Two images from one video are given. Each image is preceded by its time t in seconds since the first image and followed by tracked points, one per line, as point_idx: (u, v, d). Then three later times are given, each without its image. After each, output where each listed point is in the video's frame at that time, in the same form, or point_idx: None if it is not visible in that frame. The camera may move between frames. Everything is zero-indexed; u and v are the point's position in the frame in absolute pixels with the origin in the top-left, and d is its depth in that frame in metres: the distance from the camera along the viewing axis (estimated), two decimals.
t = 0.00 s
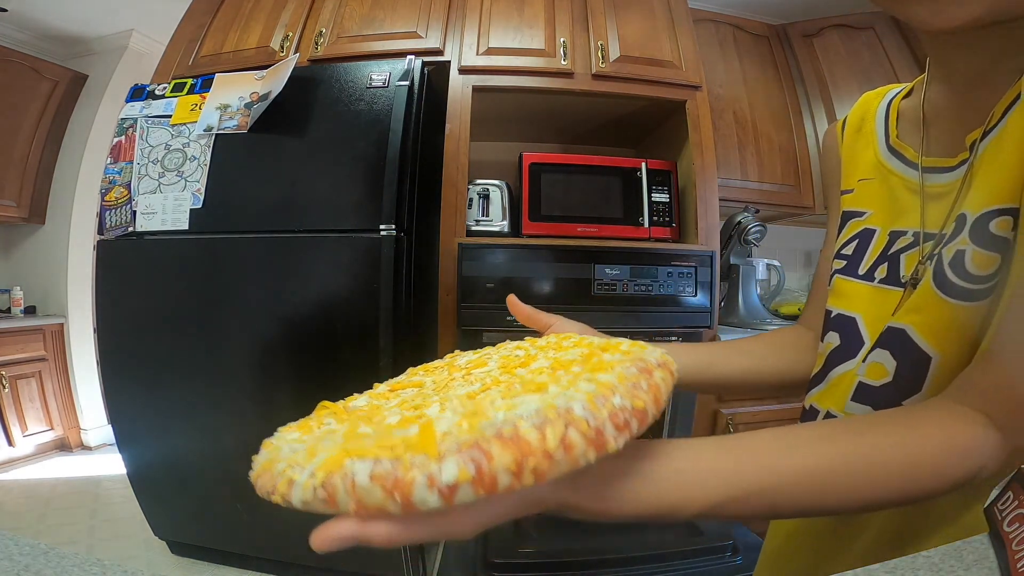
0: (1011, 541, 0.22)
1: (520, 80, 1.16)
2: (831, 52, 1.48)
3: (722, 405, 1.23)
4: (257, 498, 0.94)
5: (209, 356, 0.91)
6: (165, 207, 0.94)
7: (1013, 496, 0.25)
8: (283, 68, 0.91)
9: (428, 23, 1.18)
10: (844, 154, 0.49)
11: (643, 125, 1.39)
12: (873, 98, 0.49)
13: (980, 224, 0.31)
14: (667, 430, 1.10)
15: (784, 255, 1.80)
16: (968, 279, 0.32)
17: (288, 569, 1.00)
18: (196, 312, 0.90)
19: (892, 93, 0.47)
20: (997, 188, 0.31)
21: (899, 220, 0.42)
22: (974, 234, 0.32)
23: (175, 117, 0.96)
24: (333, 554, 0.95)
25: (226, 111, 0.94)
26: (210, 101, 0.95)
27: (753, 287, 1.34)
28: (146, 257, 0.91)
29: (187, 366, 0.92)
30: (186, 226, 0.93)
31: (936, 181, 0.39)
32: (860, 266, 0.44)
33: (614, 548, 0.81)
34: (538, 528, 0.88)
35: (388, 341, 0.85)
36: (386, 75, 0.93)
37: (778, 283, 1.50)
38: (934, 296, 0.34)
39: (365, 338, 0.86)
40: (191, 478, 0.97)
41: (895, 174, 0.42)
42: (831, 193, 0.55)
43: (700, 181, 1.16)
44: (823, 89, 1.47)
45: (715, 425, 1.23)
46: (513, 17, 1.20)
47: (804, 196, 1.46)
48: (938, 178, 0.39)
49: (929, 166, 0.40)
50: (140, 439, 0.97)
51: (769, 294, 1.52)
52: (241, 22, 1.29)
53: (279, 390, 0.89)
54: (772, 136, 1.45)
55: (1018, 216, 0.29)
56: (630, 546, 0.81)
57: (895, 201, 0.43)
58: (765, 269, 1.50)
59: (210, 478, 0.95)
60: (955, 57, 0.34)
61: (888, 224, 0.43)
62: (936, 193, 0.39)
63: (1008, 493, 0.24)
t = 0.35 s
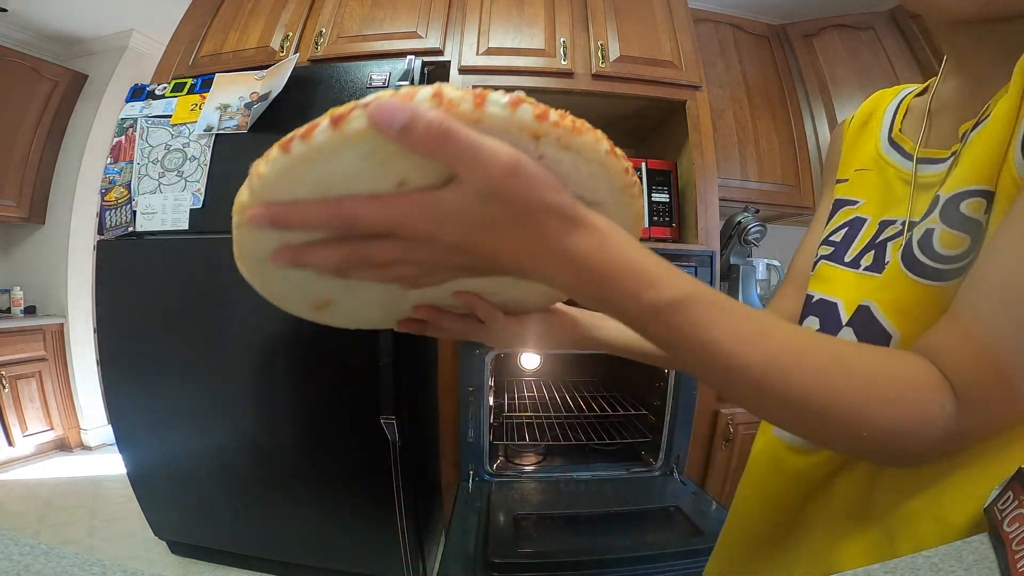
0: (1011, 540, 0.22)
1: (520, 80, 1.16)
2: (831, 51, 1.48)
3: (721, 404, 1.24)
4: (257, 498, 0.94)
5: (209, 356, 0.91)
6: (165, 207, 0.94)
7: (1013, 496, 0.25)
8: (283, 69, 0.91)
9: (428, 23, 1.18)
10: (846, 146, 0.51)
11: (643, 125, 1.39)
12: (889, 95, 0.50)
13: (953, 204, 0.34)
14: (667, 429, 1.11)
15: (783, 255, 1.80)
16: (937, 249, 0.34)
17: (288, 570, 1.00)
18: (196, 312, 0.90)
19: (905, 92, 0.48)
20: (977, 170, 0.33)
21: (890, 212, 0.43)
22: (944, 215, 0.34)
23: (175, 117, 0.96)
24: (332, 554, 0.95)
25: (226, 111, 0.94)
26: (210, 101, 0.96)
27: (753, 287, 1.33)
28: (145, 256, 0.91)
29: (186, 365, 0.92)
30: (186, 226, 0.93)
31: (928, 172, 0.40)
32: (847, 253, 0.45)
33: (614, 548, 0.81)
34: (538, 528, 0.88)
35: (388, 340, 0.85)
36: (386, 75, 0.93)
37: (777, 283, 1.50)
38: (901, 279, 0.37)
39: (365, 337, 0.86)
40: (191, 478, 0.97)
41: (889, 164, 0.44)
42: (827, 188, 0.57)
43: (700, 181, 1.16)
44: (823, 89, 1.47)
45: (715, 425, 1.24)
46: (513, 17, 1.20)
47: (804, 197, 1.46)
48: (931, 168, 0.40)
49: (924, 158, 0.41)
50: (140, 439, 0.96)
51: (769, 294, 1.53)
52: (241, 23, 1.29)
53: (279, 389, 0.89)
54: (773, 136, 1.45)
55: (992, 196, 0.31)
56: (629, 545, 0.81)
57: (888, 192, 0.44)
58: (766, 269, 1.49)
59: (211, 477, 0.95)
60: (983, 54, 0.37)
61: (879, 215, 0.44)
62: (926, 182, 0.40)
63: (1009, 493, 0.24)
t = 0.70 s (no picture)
0: (1012, 541, 0.22)
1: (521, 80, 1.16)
2: (831, 51, 1.48)
3: (722, 404, 1.24)
4: (257, 498, 0.95)
5: (209, 356, 0.91)
6: (165, 207, 0.94)
7: (1013, 497, 0.25)
8: (283, 68, 0.91)
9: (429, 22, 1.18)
10: (852, 141, 0.49)
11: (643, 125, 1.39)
12: (902, 95, 0.49)
13: (945, 203, 0.34)
14: (667, 429, 1.11)
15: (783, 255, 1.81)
16: (931, 246, 0.34)
17: (289, 569, 1.00)
18: (197, 311, 0.90)
19: (919, 93, 0.47)
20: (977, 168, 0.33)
21: (894, 210, 0.41)
22: (937, 212, 0.34)
23: (175, 117, 0.96)
24: (332, 554, 0.95)
25: (226, 110, 0.94)
26: (210, 100, 0.96)
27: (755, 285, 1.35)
28: (145, 256, 0.91)
29: (186, 365, 0.92)
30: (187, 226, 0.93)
31: (934, 172, 0.39)
32: (848, 249, 0.43)
33: (613, 548, 0.81)
34: (538, 528, 0.88)
35: (388, 341, 0.85)
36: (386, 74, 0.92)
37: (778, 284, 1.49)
38: (897, 278, 0.36)
39: (365, 337, 0.86)
40: (191, 478, 0.97)
41: (898, 160, 0.42)
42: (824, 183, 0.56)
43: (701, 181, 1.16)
44: (823, 89, 1.46)
45: (715, 425, 1.24)
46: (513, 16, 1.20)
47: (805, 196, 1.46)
48: (938, 169, 0.39)
49: (933, 158, 0.39)
50: (140, 439, 0.97)
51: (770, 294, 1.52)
52: (242, 23, 1.29)
53: (279, 389, 0.89)
54: (772, 136, 1.45)
55: (984, 197, 0.32)
56: (629, 546, 0.81)
57: (894, 189, 0.42)
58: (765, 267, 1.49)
59: (211, 477, 0.95)
60: (991, 55, 0.38)
61: (884, 212, 0.42)
62: (932, 183, 0.38)
63: (1008, 495, 0.24)
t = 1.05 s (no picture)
0: (1011, 542, 0.22)
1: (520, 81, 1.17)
2: (831, 51, 1.48)
3: (722, 404, 1.24)
4: (257, 498, 0.95)
5: (209, 356, 0.91)
6: (165, 207, 0.94)
7: (1014, 497, 0.25)
8: (283, 68, 0.91)
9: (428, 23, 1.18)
10: (871, 134, 0.49)
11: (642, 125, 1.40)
12: (925, 89, 0.49)
13: (964, 205, 0.34)
14: (667, 429, 1.10)
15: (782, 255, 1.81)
16: (948, 245, 0.34)
17: (289, 569, 1.00)
18: (197, 311, 0.90)
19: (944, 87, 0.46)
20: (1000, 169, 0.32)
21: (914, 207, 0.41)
22: (956, 214, 0.34)
23: (175, 117, 0.96)
24: (332, 554, 0.95)
25: (227, 110, 0.94)
26: (210, 100, 0.96)
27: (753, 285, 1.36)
28: (145, 256, 0.91)
29: (187, 365, 0.92)
30: (186, 226, 0.93)
31: (954, 170, 0.38)
32: (866, 245, 0.43)
33: (614, 549, 0.81)
34: (538, 528, 0.88)
35: (388, 341, 0.85)
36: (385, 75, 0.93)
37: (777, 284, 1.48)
38: (914, 277, 0.36)
39: (366, 337, 0.86)
40: (191, 477, 0.97)
41: (920, 154, 0.42)
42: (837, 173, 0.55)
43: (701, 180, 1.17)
44: (824, 89, 1.46)
45: (715, 425, 1.24)
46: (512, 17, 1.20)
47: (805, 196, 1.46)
48: (957, 167, 0.38)
49: (951, 155, 0.39)
50: (140, 439, 0.97)
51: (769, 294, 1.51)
52: (241, 23, 1.29)
53: (279, 389, 0.89)
54: (772, 136, 1.45)
55: (1004, 201, 0.32)
56: (630, 546, 0.81)
57: (914, 185, 0.42)
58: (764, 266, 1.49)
59: (211, 477, 0.95)
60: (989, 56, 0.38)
61: (903, 209, 0.42)
62: (952, 181, 0.38)
63: (1009, 495, 0.24)
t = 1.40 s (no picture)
0: (1012, 541, 0.22)
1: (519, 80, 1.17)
2: (831, 51, 1.48)
3: (722, 404, 1.24)
4: (257, 497, 0.95)
5: (209, 356, 0.91)
6: (165, 207, 0.94)
7: (1013, 496, 0.25)
8: (284, 68, 0.91)
9: (428, 23, 1.18)
10: (893, 146, 0.50)
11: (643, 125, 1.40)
12: (947, 94, 0.48)
13: (977, 211, 0.34)
14: (667, 429, 1.11)
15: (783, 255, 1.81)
16: (960, 247, 0.34)
17: (289, 569, 1.00)
18: (197, 311, 0.90)
19: (964, 90, 0.46)
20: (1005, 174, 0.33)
21: (931, 212, 0.41)
22: (967, 222, 0.34)
23: (176, 117, 0.96)
24: (332, 554, 0.95)
25: (227, 110, 0.94)
26: (210, 100, 0.96)
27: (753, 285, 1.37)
28: (146, 257, 0.91)
29: (187, 365, 0.92)
30: (186, 226, 0.93)
31: (968, 172, 0.38)
32: (888, 255, 0.43)
33: (613, 549, 0.81)
34: (538, 528, 0.88)
35: (388, 341, 0.85)
36: (386, 75, 0.93)
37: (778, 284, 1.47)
38: (928, 285, 0.36)
39: (365, 337, 0.86)
40: (191, 477, 0.97)
41: (934, 159, 0.43)
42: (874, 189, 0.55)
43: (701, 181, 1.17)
44: (824, 89, 1.46)
45: (715, 425, 1.24)
46: (513, 17, 1.20)
47: (804, 197, 1.47)
48: (970, 169, 0.38)
49: (965, 158, 0.40)
50: (140, 439, 0.97)
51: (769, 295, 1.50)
52: (242, 23, 1.29)
53: (279, 389, 0.89)
54: (772, 136, 1.45)
55: (1015, 205, 0.31)
56: (630, 546, 0.81)
57: (931, 192, 0.42)
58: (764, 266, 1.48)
59: (211, 477, 0.95)
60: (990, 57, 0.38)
61: (921, 215, 0.42)
62: (965, 183, 0.38)
63: (1009, 495, 0.24)
